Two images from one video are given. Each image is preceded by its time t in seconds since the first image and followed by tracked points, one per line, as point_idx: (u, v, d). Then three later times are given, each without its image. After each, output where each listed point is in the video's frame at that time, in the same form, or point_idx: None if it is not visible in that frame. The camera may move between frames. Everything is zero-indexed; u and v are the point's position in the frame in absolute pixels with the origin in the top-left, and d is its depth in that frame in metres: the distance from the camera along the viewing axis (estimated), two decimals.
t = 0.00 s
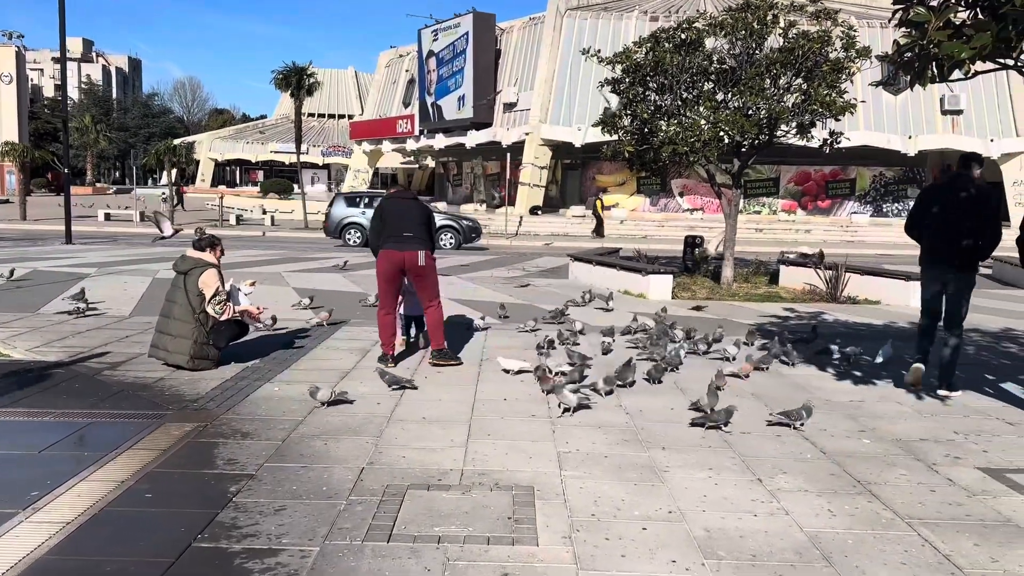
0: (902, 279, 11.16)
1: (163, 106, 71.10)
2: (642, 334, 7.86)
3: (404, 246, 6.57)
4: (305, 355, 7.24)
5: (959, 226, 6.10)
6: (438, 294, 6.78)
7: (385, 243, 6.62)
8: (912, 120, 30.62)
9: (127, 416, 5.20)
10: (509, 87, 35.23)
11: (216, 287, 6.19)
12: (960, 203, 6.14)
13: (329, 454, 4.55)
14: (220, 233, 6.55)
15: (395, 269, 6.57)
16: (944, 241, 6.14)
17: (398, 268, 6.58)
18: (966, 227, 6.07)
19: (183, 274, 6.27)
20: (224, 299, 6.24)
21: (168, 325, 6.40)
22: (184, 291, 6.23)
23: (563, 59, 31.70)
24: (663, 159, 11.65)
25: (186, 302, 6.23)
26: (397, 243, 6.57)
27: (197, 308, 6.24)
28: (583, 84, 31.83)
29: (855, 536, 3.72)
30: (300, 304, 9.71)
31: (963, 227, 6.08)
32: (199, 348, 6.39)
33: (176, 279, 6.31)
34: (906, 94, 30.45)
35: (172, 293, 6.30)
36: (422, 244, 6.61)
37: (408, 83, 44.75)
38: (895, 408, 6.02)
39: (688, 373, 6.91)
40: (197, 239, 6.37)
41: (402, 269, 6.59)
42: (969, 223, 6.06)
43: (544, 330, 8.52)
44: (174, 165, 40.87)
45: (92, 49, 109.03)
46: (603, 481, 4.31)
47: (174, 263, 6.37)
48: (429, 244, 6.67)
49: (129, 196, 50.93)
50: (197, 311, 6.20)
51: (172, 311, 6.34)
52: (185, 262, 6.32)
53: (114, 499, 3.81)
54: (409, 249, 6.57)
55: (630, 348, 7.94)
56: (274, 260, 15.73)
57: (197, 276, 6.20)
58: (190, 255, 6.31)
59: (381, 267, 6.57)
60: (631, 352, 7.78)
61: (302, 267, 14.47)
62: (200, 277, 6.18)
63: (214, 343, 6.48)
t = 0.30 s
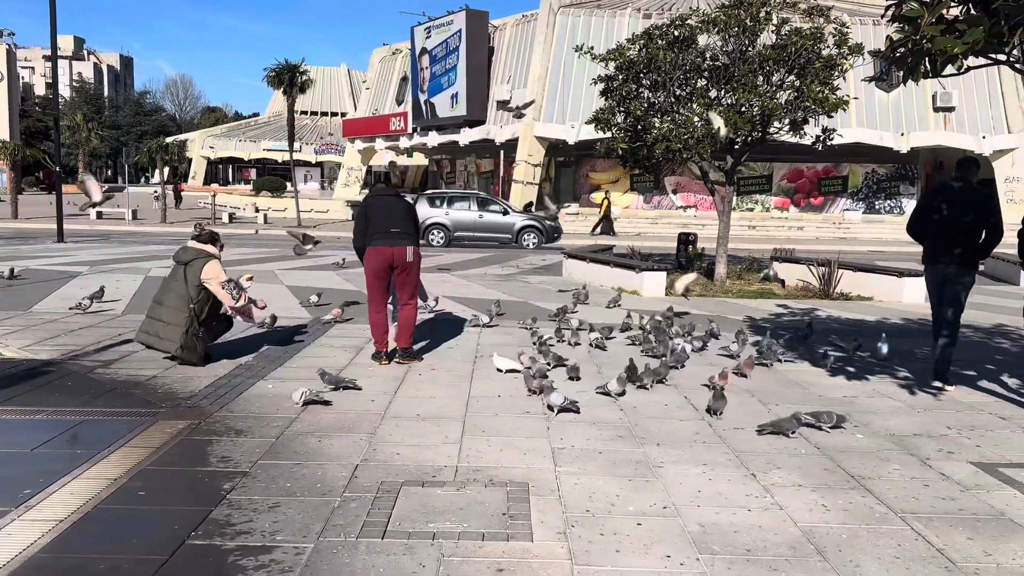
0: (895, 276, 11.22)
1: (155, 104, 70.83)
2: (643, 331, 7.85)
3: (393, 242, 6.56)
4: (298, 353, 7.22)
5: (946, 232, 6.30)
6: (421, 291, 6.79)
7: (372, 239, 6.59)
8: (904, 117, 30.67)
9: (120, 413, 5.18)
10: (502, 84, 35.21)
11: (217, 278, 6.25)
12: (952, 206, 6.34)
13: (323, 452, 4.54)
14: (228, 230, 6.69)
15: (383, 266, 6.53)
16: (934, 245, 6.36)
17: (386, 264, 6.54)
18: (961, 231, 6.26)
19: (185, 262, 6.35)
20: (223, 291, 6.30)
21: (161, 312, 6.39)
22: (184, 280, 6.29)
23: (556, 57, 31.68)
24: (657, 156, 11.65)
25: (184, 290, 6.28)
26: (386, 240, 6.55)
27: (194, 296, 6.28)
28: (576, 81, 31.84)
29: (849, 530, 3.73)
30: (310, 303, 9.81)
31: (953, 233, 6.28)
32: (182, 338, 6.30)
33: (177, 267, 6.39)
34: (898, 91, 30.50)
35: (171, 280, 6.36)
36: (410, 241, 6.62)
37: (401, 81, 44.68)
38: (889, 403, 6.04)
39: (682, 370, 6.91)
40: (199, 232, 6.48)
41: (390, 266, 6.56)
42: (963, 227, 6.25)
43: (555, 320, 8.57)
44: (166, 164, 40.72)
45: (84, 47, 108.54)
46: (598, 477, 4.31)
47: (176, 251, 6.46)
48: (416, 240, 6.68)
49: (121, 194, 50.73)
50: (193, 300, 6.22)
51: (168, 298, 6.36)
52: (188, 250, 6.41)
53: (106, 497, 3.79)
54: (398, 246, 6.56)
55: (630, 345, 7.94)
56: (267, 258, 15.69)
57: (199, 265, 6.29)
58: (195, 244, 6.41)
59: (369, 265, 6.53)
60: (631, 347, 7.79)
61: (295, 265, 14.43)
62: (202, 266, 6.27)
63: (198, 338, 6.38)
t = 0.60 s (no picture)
0: (889, 274, 11.27)
1: (149, 103, 70.63)
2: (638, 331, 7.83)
3: (385, 241, 6.56)
4: (292, 352, 7.21)
5: (947, 230, 6.58)
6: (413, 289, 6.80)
7: (365, 239, 6.59)
8: (897, 116, 30.74)
9: (113, 415, 5.16)
10: (496, 83, 35.20)
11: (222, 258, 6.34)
12: (950, 203, 6.60)
13: (318, 453, 4.52)
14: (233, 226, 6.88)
15: (376, 265, 6.55)
16: (934, 242, 6.66)
17: (379, 263, 6.56)
18: (962, 230, 6.52)
19: (190, 238, 6.40)
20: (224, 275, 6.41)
21: (150, 276, 6.25)
22: (187, 253, 6.32)
23: (550, 55, 31.67)
24: (651, 155, 11.66)
25: (184, 264, 6.29)
26: (377, 239, 6.55)
27: (194, 271, 6.34)
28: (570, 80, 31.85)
29: (844, 529, 3.73)
30: (320, 301, 9.89)
31: (953, 232, 6.55)
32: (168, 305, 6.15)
33: (180, 241, 6.41)
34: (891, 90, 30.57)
35: (170, 251, 6.35)
36: (402, 239, 6.61)
37: (395, 80, 44.62)
38: (884, 401, 6.05)
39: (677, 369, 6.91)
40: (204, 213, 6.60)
41: (382, 265, 6.57)
42: (964, 226, 6.52)
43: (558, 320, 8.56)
44: (159, 163, 40.58)
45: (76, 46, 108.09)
46: (593, 476, 4.31)
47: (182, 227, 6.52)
48: (408, 238, 6.67)
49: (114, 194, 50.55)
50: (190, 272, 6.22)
51: (163, 266, 6.29)
52: (196, 229, 6.50)
53: (99, 499, 3.77)
54: (390, 244, 6.56)
55: (625, 344, 7.96)
56: (261, 257, 15.64)
57: (206, 243, 6.38)
58: (203, 224, 6.51)
59: (362, 264, 6.54)
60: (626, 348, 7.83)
61: (290, 265, 14.40)
62: (209, 245, 6.37)
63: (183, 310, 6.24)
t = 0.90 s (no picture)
0: (881, 275, 11.31)
1: (142, 105, 70.42)
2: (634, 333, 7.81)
3: (376, 241, 6.56)
4: (286, 355, 7.21)
5: (943, 231, 6.62)
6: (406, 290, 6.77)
7: (357, 240, 6.61)
8: (889, 116, 30.82)
9: (105, 418, 5.15)
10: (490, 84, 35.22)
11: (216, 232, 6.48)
12: (951, 206, 6.64)
13: (310, 455, 4.52)
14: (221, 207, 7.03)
15: (367, 266, 6.56)
16: (932, 243, 6.70)
17: (370, 264, 6.56)
18: (961, 232, 6.54)
19: (184, 214, 6.51)
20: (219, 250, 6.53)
21: (148, 250, 6.30)
22: (183, 228, 6.44)
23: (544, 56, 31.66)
24: (644, 156, 11.67)
25: (181, 237, 6.39)
26: (368, 239, 6.56)
27: (192, 245, 6.43)
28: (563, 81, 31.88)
29: (837, 529, 3.74)
30: (330, 302, 9.98)
31: (949, 233, 6.58)
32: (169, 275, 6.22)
33: (173, 217, 6.51)
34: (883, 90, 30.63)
35: (165, 227, 6.44)
36: (393, 239, 6.61)
37: (389, 81, 44.59)
38: (876, 401, 6.07)
39: (671, 370, 6.91)
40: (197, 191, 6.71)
41: (372, 266, 6.58)
42: (963, 228, 6.54)
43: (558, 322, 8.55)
44: (152, 165, 40.47)
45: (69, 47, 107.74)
46: (586, 477, 4.31)
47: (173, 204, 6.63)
48: (400, 239, 6.66)
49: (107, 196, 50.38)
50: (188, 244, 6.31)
51: (159, 240, 6.37)
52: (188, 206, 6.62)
53: (92, 502, 3.76)
54: (381, 245, 6.56)
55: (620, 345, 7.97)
56: (255, 259, 15.61)
57: (201, 218, 6.51)
58: (195, 201, 6.64)
59: (354, 264, 6.55)
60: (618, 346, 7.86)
61: (284, 267, 14.36)
62: (204, 219, 6.52)
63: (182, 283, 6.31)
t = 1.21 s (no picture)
0: (872, 275, 11.37)
1: (134, 107, 70.19)
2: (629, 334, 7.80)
3: (362, 246, 6.56)
4: (278, 358, 7.18)
5: (942, 232, 7.41)
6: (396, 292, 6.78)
7: (346, 244, 6.64)
8: (881, 118, 30.93)
9: (95, 422, 5.13)
10: (483, 86, 35.25)
11: (204, 205, 6.52)
12: (953, 208, 7.39)
13: (301, 459, 4.51)
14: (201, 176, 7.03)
15: (354, 270, 6.58)
16: (937, 242, 7.43)
17: (357, 269, 6.60)
18: (962, 231, 7.31)
19: (171, 193, 6.54)
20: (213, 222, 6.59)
21: (147, 238, 6.38)
22: (173, 207, 6.48)
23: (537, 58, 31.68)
24: (636, 158, 11.68)
25: (174, 218, 6.44)
26: (355, 243, 6.57)
27: (187, 224, 6.48)
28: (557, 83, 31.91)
29: (826, 530, 3.75)
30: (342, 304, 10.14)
31: (948, 234, 7.36)
32: (176, 260, 6.34)
33: (160, 199, 6.54)
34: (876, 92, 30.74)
35: (156, 210, 6.49)
36: (379, 245, 6.59)
37: (382, 83, 44.58)
38: (867, 401, 6.10)
39: (663, 372, 6.91)
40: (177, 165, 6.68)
41: (359, 271, 6.61)
42: (965, 228, 7.30)
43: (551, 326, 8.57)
44: (144, 168, 40.35)
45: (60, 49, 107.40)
46: (578, 479, 4.31)
47: (156, 184, 6.62)
48: (388, 243, 6.65)
49: (99, 199, 50.21)
50: (186, 225, 6.40)
51: (155, 226, 6.43)
52: (171, 183, 6.63)
53: (81, 507, 3.75)
54: (368, 249, 6.57)
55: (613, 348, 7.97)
56: (247, 262, 15.58)
57: (188, 194, 6.54)
58: (177, 176, 6.64)
59: (341, 268, 6.60)
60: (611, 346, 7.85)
61: (276, 269, 14.34)
62: (192, 194, 6.53)
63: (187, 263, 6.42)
